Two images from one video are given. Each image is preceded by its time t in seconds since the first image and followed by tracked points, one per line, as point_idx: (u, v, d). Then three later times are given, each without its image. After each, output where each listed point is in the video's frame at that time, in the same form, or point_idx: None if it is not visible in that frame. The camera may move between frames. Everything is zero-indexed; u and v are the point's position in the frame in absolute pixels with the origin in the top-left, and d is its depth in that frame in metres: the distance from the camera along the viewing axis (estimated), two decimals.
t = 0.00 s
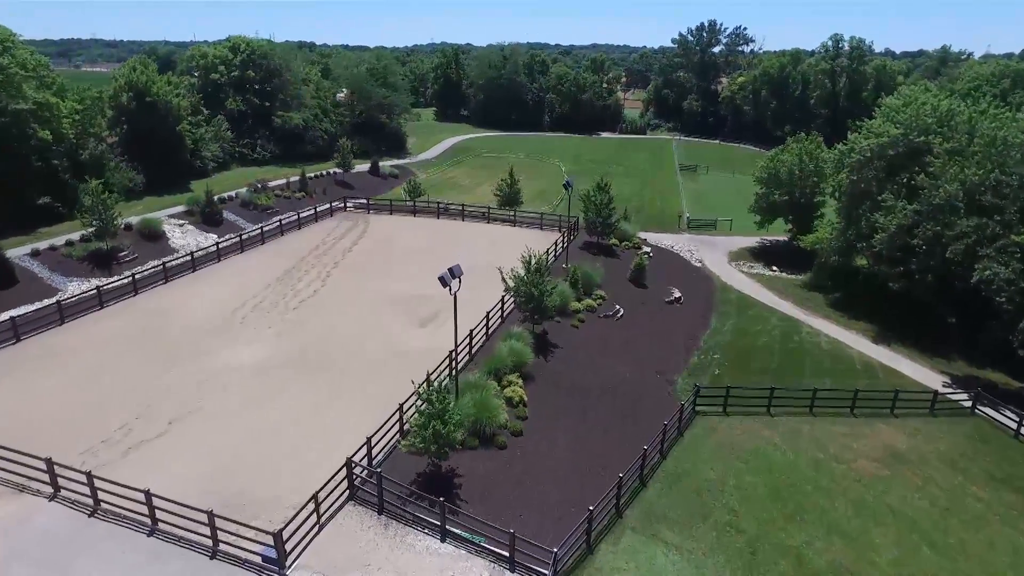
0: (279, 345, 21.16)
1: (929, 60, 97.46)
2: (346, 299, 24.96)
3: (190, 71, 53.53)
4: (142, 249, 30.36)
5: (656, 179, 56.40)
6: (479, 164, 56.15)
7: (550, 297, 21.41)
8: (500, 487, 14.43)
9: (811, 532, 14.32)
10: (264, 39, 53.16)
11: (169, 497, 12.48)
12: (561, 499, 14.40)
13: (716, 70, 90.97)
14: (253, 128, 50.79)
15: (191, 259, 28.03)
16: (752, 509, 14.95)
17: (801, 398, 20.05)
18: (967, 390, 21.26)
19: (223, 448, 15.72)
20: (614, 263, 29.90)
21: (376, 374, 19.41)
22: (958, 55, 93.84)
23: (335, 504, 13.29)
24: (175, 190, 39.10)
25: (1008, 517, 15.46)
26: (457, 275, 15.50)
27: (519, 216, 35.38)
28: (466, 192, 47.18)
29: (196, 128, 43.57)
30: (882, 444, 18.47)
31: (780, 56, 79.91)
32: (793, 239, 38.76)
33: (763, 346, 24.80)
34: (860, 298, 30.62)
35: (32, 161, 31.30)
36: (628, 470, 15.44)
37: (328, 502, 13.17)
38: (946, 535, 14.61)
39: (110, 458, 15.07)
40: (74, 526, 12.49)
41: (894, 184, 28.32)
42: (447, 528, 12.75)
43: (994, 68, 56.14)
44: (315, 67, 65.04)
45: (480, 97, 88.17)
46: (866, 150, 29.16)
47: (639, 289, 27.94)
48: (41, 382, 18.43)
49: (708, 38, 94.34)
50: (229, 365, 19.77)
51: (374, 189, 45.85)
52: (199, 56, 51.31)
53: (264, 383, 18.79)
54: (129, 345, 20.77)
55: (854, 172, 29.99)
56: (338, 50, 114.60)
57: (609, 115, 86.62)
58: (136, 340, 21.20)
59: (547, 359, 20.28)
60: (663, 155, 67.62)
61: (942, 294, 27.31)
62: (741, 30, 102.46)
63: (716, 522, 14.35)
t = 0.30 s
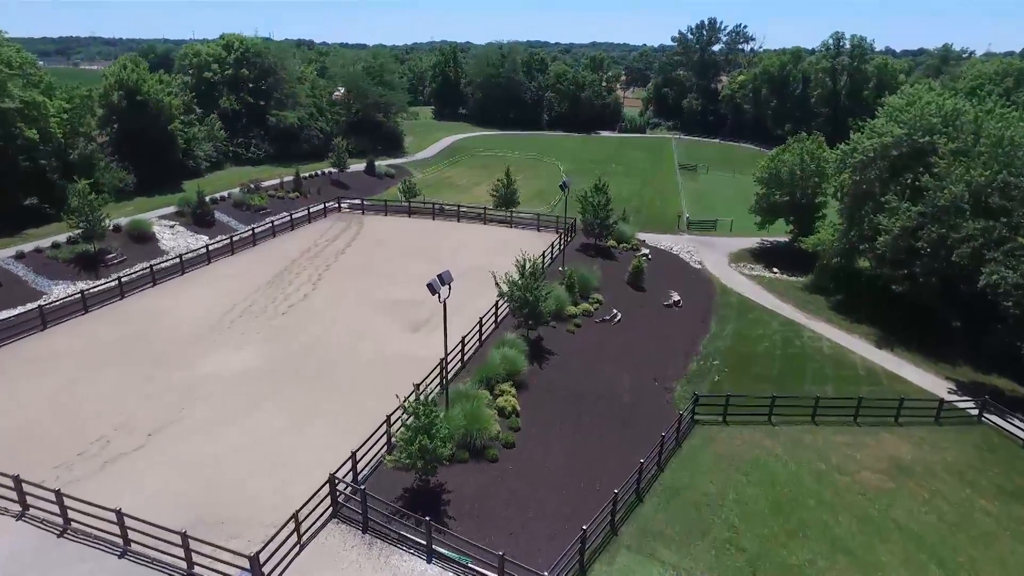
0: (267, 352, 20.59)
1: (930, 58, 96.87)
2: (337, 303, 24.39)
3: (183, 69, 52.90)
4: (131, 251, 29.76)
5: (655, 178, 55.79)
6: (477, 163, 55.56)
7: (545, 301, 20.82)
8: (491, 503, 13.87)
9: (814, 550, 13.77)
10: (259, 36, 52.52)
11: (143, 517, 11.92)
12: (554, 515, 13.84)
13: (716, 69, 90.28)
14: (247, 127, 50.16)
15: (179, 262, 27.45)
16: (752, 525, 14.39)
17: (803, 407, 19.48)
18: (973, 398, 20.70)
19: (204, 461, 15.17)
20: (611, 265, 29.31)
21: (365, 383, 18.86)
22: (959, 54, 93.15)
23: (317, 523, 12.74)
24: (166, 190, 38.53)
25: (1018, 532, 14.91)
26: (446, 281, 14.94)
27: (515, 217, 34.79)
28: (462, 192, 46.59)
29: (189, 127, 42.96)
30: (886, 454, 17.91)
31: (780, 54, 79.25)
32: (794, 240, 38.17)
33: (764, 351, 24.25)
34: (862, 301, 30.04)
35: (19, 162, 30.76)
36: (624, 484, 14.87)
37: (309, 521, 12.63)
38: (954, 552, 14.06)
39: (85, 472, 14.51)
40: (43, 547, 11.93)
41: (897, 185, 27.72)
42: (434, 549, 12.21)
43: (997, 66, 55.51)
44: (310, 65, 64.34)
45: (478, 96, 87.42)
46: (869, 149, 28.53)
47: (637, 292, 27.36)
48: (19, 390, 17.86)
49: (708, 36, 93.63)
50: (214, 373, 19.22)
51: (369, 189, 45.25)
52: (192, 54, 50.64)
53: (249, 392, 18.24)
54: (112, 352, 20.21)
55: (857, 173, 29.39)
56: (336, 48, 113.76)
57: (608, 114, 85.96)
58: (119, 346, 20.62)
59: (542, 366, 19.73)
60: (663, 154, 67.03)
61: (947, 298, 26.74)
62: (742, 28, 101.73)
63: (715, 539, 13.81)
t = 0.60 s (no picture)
0: (253, 360, 19.99)
1: (930, 58, 96.40)
2: (327, 309, 23.82)
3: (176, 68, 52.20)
4: (118, 253, 29.16)
5: (654, 178, 55.17)
6: (474, 163, 54.94)
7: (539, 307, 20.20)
8: (480, 522, 13.29)
9: (817, 570, 13.21)
10: (252, 35, 51.86)
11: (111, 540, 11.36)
12: (546, 535, 13.26)
13: (716, 67, 89.60)
14: (241, 126, 49.52)
15: (167, 265, 26.84)
16: (752, 543, 13.81)
17: (805, 417, 18.89)
18: (980, 406, 20.11)
19: (183, 476, 14.60)
20: (608, 268, 28.72)
21: (352, 392, 18.27)
22: (960, 53, 92.55)
23: (297, 544, 12.18)
24: (157, 192, 37.88)
25: None
26: (433, 289, 14.33)
27: (511, 218, 34.19)
28: (459, 192, 45.97)
29: (181, 127, 42.30)
30: (891, 466, 17.33)
31: (780, 53, 78.62)
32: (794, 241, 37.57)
33: (764, 357, 23.66)
34: (865, 305, 29.46)
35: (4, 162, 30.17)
36: (619, 501, 14.29)
37: (288, 542, 12.07)
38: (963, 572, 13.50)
39: (58, 489, 13.95)
40: (9, 571, 11.37)
41: (901, 186, 27.14)
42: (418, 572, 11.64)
43: (999, 65, 54.91)
44: (306, 64, 63.70)
45: (476, 95, 86.68)
46: (873, 150, 27.91)
47: (634, 295, 26.75)
48: None
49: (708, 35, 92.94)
50: (197, 381, 18.63)
51: (364, 189, 44.63)
52: (185, 52, 49.96)
53: (233, 402, 17.65)
54: (93, 359, 19.63)
55: (860, 173, 28.78)
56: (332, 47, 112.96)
57: (607, 113, 85.33)
58: (101, 353, 20.03)
59: (535, 374, 19.15)
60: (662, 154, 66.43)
61: (951, 301, 26.16)
62: (741, 27, 101.07)
63: (714, 559, 13.24)
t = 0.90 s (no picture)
0: (237, 370, 19.41)
1: (931, 57, 95.86)
2: (316, 316, 23.27)
3: (168, 68, 51.52)
4: (104, 257, 28.54)
5: (653, 179, 54.62)
6: (470, 164, 54.37)
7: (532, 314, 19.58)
8: (466, 543, 12.70)
9: None
10: (245, 34, 51.19)
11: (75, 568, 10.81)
12: (535, 556, 12.66)
13: (716, 67, 89.02)
14: (233, 127, 48.92)
15: (153, 269, 26.24)
16: (751, 564, 13.24)
17: (806, 428, 18.32)
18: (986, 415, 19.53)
19: (158, 495, 14.05)
20: (605, 272, 28.14)
21: (338, 404, 17.71)
22: (961, 53, 92.04)
23: (273, 570, 11.64)
24: (146, 194, 37.17)
25: None
26: (418, 300, 13.74)
27: (506, 221, 33.62)
28: (454, 194, 45.40)
29: (171, 127, 41.66)
30: (895, 479, 16.76)
31: (780, 52, 78.07)
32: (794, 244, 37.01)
33: (763, 365, 23.10)
34: (866, 309, 28.87)
35: None
36: (613, 520, 13.68)
37: (263, 568, 11.51)
38: None
39: (27, 509, 13.40)
40: None
41: (903, 188, 26.54)
42: None
43: (1001, 64, 54.38)
44: (301, 64, 63.08)
45: (473, 95, 86.07)
46: (874, 151, 27.33)
47: (631, 300, 26.16)
48: None
49: (707, 34, 92.37)
50: (178, 392, 18.09)
51: (358, 191, 44.02)
52: (176, 52, 49.30)
53: (214, 416, 17.09)
54: (72, 368, 19.06)
55: (861, 175, 28.20)
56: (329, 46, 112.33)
57: (606, 113, 84.87)
58: (81, 362, 19.45)
59: (528, 384, 18.55)
60: (661, 154, 65.87)
61: (956, 307, 25.56)
62: (741, 26, 100.40)
63: None
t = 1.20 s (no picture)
0: (218, 381, 18.76)
1: (930, 59, 95.57)
2: (303, 324, 22.65)
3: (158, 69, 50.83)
4: (88, 262, 27.89)
5: (650, 182, 54.07)
6: (466, 166, 53.78)
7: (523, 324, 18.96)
8: (450, 568, 12.08)
9: None
10: (238, 35, 50.54)
11: None
12: None
13: (714, 69, 88.53)
14: (226, 130, 48.35)
15: (137, 275, 25.61)
16: None
17: (806, 442, 17.72)
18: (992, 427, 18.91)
19: (129, 515, 13.43)
20: (600, 278, 27.55)
21: (322, 417, 17.08)
22: (960, 55, 91.70)
23: None
24: (135, 198, 36.63)
25: None
26: (401, 311, 13.16)
27: (500, 226, 33.03)
28: (449, 197, 44.82)
29: (161, 130, 41.07)
30: (899, 496, 16.15)
31: (779, 53, 77.58)
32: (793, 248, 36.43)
33: (762, 374, 22.50)
34: (867, 316, 28.30)
35: None
36: (605, 543, 13.05)
37: None
38: None
39: None
40: None
41: (905, 193, 25.95)
42: None
43: (1002, 66, 53.97)
44: (296, 65, 62.46)
45: (470, 96, 85.47)
46: (876, 154, 26.76)
47: (627, 307, 25.56)
48: None
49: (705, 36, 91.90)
50: (156, 405, 17.47)
51: (352, 194, 43.42)
52: (167, 53, 48.64)
53: (191, 430, 16.43)
54: (47, 380, 18.44)
55: (862, 179, 27.62)
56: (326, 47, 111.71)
57: (603, 114, 84.38)
58: (56, 374, 18.80)
59: (518, 397, 17.90)
60: (659, 156, 65.35)
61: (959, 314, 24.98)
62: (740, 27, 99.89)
63: None
